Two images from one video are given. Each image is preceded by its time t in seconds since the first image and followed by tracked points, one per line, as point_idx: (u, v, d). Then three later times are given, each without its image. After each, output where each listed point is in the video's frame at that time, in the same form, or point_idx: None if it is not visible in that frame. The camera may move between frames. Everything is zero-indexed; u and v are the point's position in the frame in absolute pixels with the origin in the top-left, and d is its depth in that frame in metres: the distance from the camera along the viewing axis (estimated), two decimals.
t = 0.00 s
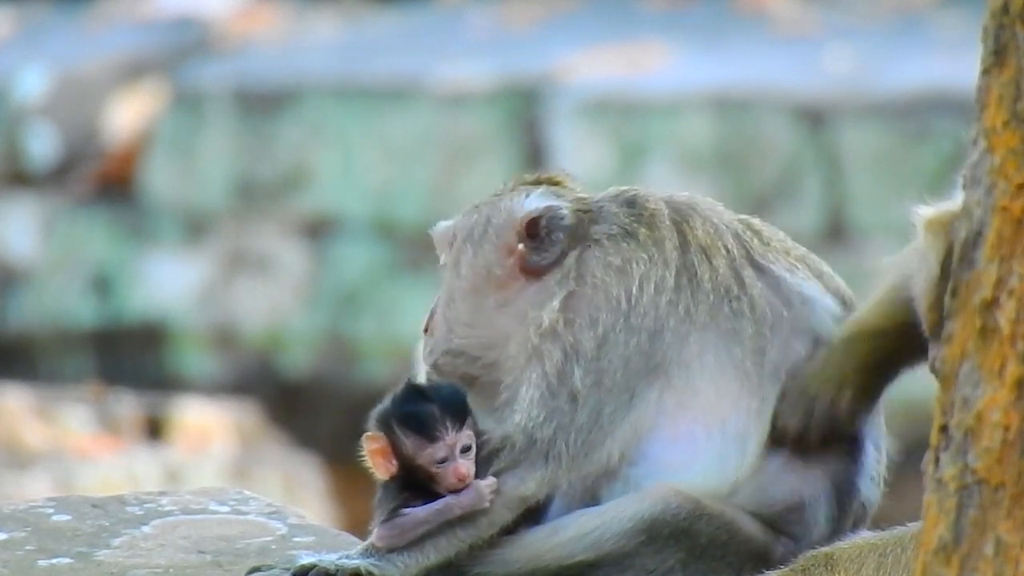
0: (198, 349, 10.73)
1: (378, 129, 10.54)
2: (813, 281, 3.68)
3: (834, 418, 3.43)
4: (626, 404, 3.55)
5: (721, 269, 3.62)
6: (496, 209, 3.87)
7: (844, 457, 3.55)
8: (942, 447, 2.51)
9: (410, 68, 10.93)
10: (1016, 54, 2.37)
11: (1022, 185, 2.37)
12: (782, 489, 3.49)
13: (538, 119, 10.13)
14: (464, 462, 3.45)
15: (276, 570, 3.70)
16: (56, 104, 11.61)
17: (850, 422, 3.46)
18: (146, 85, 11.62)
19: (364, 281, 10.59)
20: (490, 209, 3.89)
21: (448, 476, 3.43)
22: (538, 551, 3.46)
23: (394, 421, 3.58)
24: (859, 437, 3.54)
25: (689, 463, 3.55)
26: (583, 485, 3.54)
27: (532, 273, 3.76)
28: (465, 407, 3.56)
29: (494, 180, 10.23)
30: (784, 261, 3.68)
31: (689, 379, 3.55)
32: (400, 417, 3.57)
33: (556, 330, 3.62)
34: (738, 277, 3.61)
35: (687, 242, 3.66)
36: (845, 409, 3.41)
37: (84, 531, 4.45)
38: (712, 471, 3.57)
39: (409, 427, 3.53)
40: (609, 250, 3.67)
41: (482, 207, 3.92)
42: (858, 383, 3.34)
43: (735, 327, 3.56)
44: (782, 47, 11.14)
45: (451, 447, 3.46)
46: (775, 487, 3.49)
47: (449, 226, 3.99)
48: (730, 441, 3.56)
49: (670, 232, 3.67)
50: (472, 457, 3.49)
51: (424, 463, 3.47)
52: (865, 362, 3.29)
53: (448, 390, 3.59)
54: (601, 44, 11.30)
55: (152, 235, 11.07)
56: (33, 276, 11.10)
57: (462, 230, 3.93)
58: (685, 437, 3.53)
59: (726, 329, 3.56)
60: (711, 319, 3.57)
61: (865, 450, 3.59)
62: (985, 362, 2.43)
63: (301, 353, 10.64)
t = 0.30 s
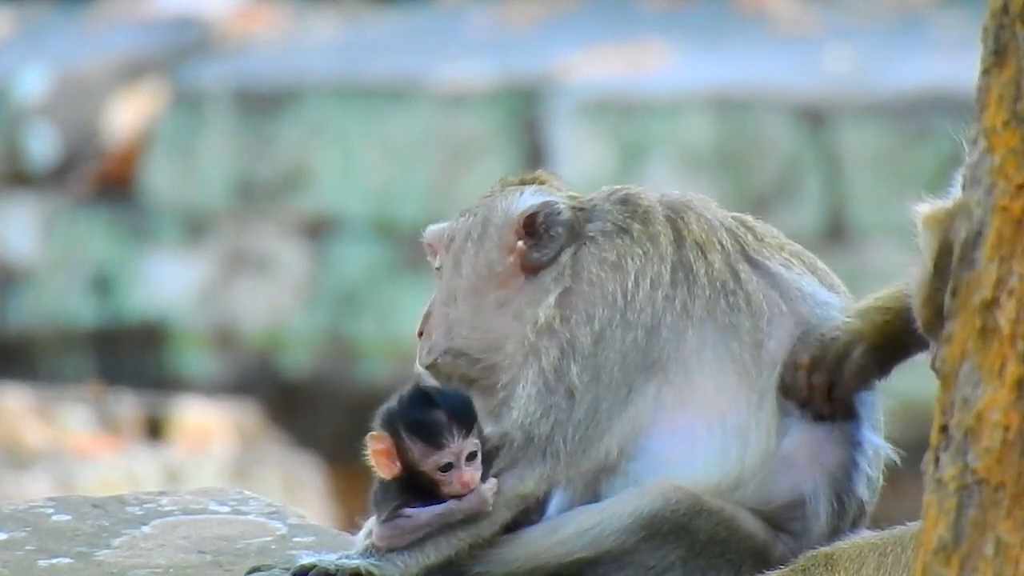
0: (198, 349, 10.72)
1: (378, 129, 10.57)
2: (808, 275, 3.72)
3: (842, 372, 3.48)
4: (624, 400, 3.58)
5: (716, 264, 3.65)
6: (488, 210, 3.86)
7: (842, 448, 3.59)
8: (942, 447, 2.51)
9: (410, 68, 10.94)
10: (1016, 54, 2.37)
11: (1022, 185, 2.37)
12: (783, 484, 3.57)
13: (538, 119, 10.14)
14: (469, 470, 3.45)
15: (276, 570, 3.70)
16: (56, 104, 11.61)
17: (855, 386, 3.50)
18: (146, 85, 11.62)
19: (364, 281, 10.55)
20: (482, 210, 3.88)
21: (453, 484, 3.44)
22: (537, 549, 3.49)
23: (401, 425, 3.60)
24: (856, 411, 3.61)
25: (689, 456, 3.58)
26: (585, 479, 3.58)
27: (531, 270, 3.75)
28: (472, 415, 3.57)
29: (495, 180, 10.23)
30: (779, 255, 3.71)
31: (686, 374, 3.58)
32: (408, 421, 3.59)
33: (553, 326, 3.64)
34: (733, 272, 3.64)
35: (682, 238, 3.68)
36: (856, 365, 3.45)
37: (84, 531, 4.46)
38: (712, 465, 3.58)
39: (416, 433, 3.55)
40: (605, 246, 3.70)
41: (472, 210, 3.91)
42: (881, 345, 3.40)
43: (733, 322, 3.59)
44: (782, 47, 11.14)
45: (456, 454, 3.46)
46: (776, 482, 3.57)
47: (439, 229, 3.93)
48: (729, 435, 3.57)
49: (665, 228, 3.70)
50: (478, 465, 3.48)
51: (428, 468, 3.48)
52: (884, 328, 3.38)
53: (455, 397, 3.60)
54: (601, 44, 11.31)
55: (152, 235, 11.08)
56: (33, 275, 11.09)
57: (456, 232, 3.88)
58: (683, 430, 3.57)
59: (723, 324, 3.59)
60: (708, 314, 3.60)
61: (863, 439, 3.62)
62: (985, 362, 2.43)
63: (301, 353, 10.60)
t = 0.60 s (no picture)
0: (198, 349, 10.72)
1: (378, 129, 10.58)
2: (805, 273, 3.82)
3: (835, 360, 3.62)
4: (625, 402, 3.62)
5: (718, 264, 3.71)
6: (505, 198, 3.87)
7: (840, 443, 3.69)
8: (942, 447, 2.51)
9: (410, 68, 10.94)
10: (1016, 54, 2.37)
11: (1022, 185, 2.37)
12: (780, 478, 3.65)
13: (538, 119, 10.14)
14: (469, 465, 3.48)
15: (276, 571, 3.70)
16: (56, 104, 11.61)
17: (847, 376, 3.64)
18: (146, 85, 11.62)
19: (364, 281, 10.55)
20: (496, 198, 3.88)
21: (454, 479, 3.47)
22: (537, 546, 3.55)
23: (402, 423, 3.61)
24: (852, 403, 3.72)
25: (688, 454, 3.64)
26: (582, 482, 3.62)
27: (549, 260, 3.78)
28: (472, 412, 3.60)
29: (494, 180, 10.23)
30: (776, 253, 3.82)
31: (686, 374, 3.64)
32: (408, 419, 3.60)
33: (558, 330, 3.66)
34: (734, 271, 3.72)
35: (685, 240, 3.74)
36: (850, 351, 3.60)
37: (84, 531, 4.46)
38: (710, 462, 3.65)
39: (416, 429, 3.57)
40: (611, 249, 3.73)
41: (484, 198, 3.90)
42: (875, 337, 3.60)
43: (733, 320, 3.66)
44: (782, 47, 11.14)
45: (456, 449, 3.49)
46: (774, 476, 3.65)
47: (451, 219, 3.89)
48: (728, 431, 3.64)
49: (669, 231, 3.74)
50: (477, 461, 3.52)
51: (429, 464, 3.51)
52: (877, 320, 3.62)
53: (455, 395, 3.63)
54: (601, 44, 11.30)
55: (152, 235, 11.08)
56: (33, 275, 11.09)
57: (472, 223, 3.86)
58: (683, 429, 3.63)
59: (724, 323, 3.66)
60: (710, 314, 3.66)
61: (862, 434, 3.71)
62: (985, 362, 2.43)
63: (301, 353, 10.61)
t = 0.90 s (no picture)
0: (198, 349, 10.71)
1: (378, 129, 10.59)
2: (800, 270, 3.95)
3: (825, 352, 3.73)
4: (628, 405, 3.70)
5: (724, 267, 3.81)
6: (568, 171, 3.89)
7: (833, 438, 3.80)
8: (942, 447, 2.52)
9: (410, 68, 10.94)
10: (1016, 54, 2.37)
11: (1022, 185, 2.37)
12: (775, 475, 3.76)
13: (538, 119, 10.13)
14: (469, 461, 3.52)
15: (276, 571, 3.71)
16: (56, 104, 11.59)
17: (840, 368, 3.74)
18: (146, 85, 11.62)
19: (364, 281, 10.56)
20: (559, 169, 3.90)
21: (455, 476, 3.51)
22: (536, 544, 3.60)
23: (397, 421, 3.59)
24: (845, 395, 3.85)
25: (684, 450, 3.72)
26: (584, 485, 3.68)
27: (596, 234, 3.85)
28: (469, 406, 3.59)
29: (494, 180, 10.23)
30: (773, 252, 3.94)
31: (689, 376, 3.74)
32: (404, 416, 3.58)
33: (571, 335, 3.71)
34: (737, 272, 3.83)
35: (696, 243, 3.82)
36: (840, 343, 3.70)
37: (84, 531, 4.45)
38: (705, 456, 3.73)
39: (413, 425, 3.55)
40: (626, 249, 3.79)
41: (546, 167, 3.90)
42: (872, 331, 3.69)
43: (737, 321, 3.77)
44: (782, 47, 11.14)
45: (456, 445, 3.50)
46: (768, 472, 3.76)
47: (518, 180, 3.86)
48: (724, 426, 3.74)
49: (684, 233, 3.82)
50: (476, 454, 3.55)
51: (430, 462, 3.52)
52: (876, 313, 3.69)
53: (452, 389, 3.61)
54: (601, 44, 11.30)
55: (152, 235, 11.08)
56: (33, 275, 11.09)
57: (541, 187, 3.86)
58: (681, 427, 3.72)
59: (729, 324, 3.76)
60: (715, 316, 3.76)
61: (855, 428, 3.83)
62: (985, 362, 2.43)
63: (301, 353, 10.59)
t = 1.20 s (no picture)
0: (198, 349, 10.73)
1: (378, 129, 10.56)
2: (798, 274, 3.88)
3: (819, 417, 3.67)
4: (626, 406, 3.73)
5: (717, 266, 3.79)
6: (533, 188, 3.98)
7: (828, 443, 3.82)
8: (942, 447, 2.52)
9: (410, 68, 10.93)
10: (1016, 54, 2.37)
11: (1022, 185, 2.37)
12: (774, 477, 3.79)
13: (538, 119, 10.13)
14: (471, 469, 3.54)
15: (276, 571, 3.72)
16: (56, 104, 11.56)
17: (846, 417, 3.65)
18: (146, 85, 11.61)
19: (364, 281, 10.57)
20: (520, 188, 3.99)
21: (456, 483, 3.54)
22: (537, 543, 3.61)
23: (402, 423, 3.60)
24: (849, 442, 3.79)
25: (680, 452, 3.73)
26: (581, 485, 3.73)
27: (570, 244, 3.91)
28: (472, 413, 3.60)
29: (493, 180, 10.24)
30: (770, 255, 3.88)
31: (686, 377, 3.73)
32: (408, 419, 3.59)
33: (571, 336, 3.75)
34: (730, 274, 3.79)
35: (686, 241, 3.83)
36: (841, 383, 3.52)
37: (84, 531, 4.45)
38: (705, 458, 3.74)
39: (416, 430, 3.55)
40: (616, 249, 3.84)
41: (506, 188, 4.00)
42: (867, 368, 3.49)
43: (730, 323, 3.74)
44: (782, 47, 11.14)
45: (459, 453, 3.53)
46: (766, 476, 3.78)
47: (476, 204, 3.94)
48: (723, 438, 3.74)
49: (672, 231, 3.85)
50: (478, 463, 3.57)
51: (431, 466, 3.54)
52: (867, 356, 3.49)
53: (455, 396, 3.63)
54: (601, 44, 11.30)
55: (152, 235, 11.08)
56: (34, 275, 11.11)
57: (501, 208, 3.93)
58: (678, 431, 3.72)
59: (721, 326, 3.74)
60: (708, 317, 3.74)
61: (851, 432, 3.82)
62: (985, 362, 2.43)
63: (301, 352, 10.63)
